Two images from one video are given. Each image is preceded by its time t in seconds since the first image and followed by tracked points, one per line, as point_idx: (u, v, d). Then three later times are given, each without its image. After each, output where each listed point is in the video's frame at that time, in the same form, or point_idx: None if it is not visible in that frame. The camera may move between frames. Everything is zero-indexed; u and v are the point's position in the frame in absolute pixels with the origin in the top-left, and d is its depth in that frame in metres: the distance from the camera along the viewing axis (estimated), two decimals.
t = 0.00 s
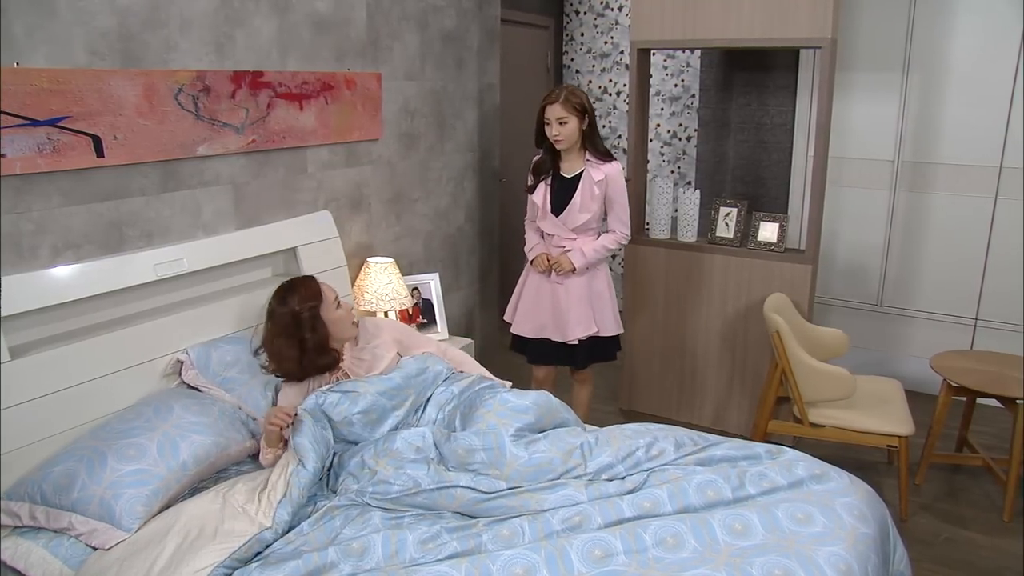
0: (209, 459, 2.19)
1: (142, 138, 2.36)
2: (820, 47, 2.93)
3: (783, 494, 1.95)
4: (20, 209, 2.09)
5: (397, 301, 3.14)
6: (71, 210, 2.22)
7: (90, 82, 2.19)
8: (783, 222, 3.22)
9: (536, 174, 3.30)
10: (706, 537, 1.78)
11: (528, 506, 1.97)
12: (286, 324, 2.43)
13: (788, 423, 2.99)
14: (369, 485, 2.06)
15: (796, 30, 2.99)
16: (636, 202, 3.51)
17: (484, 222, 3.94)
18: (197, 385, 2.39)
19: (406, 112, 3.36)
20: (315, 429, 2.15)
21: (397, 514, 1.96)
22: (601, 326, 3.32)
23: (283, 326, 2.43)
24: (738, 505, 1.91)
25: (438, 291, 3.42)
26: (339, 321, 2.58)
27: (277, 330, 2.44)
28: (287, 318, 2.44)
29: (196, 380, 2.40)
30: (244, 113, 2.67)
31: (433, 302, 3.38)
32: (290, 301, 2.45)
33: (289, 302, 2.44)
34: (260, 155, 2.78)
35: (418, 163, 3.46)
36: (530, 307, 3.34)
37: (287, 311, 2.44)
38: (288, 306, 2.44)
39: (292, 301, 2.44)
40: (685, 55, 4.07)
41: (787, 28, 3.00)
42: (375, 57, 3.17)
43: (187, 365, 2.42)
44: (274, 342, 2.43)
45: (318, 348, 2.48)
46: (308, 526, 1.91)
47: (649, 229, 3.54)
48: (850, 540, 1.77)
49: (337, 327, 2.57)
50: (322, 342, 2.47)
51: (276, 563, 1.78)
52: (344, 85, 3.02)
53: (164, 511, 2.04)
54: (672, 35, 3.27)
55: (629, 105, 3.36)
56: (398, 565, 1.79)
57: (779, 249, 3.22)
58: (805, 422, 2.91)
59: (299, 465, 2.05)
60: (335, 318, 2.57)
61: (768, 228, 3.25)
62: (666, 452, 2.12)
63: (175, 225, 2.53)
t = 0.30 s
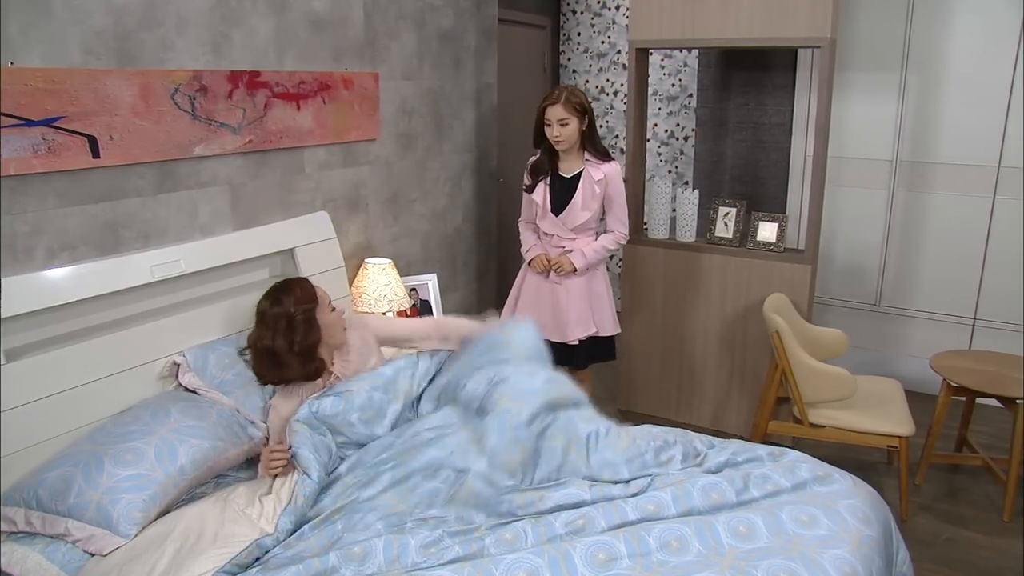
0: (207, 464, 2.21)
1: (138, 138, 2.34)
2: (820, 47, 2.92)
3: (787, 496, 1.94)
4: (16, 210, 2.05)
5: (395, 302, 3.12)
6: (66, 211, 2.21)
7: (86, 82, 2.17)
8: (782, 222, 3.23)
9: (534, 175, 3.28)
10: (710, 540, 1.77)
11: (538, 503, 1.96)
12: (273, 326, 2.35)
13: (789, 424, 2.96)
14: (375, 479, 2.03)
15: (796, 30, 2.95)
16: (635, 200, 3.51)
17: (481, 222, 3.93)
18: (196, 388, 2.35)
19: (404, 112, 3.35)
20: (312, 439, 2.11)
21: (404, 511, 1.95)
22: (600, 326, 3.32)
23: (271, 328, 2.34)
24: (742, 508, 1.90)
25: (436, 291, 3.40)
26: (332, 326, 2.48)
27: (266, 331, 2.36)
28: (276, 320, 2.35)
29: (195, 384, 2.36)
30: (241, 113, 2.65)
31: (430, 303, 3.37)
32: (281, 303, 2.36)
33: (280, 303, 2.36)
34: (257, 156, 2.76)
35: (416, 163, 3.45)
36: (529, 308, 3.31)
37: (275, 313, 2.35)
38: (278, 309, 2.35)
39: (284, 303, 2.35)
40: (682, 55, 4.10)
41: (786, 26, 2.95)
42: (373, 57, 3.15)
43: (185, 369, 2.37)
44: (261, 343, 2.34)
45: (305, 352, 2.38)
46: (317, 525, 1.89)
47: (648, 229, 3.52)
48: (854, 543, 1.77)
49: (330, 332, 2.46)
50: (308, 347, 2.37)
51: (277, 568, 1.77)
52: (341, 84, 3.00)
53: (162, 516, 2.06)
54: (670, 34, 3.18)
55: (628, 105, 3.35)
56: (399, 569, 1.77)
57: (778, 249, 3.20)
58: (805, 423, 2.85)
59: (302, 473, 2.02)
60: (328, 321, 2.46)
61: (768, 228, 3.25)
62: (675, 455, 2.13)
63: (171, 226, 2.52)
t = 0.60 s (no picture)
0: (205, 470, 2.23)
1: (132, 139, 2.31)
2: (819, 46, 2.90)
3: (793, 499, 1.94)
4: (8, 212, 1.89)
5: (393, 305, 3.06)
6: (60, 214, 2.16)
7: (79, 82, 2.13)
8: (781, 223, 3.24)
9: (526, 175, 3.24)
10: (718, 547, 1.76)
11: (553, 492, 1.98)
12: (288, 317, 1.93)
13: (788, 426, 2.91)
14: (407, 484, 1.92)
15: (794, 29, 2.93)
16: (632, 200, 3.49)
17: (477, 223, 3.91)
18: (192, 393, 2.31)
19: (400, 112, 3.31)
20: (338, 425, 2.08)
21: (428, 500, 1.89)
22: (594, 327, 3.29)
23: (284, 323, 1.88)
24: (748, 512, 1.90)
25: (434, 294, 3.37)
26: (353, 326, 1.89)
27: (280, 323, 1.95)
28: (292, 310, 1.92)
29: (191, 389, 2.32)
30: (237, 114, 2.62)
31: (428, 305, 3.33)
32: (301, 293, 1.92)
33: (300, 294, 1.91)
34: (252, 157, 2.72)
35: (412, 164, 3.42)
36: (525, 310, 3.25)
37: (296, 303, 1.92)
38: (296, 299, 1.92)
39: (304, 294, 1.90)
40: (677, 55, 4.04)
41: (785, 26, 2.93)
42: (369, 57, 3.12)
43: (180, 373, 2.31)
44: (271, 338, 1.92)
45: (316, 357, 1.79)
46: (336, 509, 1.81)
47: (646, 231, 3.51)
48: (862, 548, 1.77)
49: (352, 328, 1.88)
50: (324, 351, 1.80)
51: None
52: (338, 84, 2.97)
53: (159, 525, 2.08)
54: (667, 34, 3.16)
55: (625, 105, 3.33)
56: None
57: (777, 250, 3.21)
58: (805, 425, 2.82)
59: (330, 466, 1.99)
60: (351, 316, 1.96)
61: (768, 228, 3.25)
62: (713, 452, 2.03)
63: (167, 227, 2.49)
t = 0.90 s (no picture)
0: (196, 483, 2.12)
1: (118, 142, 2.24)
2: (815, 48, 2.93)
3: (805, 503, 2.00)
4: None
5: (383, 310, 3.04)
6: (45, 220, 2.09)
7: (63, 84, 2.06)
8: (774, 226, 3.22)
9: (513, 179, 3.16)
10: (731, 552, 1.80)
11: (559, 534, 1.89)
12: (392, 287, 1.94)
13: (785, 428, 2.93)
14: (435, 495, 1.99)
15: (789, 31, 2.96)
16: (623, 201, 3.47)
17: (467, 226, 3.88)
18: (183, 403, 2.28)
19: (390, 115, 3.27)
20: (376, 424, 2.19)
21: (427, 518, 1.94)
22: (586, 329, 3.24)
23: (412, 292, 1.92)
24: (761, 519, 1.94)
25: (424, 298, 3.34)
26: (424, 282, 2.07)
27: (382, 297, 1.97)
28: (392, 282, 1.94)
29: (183, 398, 2.29)
30: (226, 116, 2.56)
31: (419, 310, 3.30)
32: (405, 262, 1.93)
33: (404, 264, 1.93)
34: (241, 161, 2.67)
35: (402, 167, 3.38)
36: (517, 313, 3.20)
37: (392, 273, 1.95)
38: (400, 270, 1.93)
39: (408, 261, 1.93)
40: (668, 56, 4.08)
41: (779, 31, 2.93)
42: (359, 58, 3.07)
43: (168, 383, 2.31)
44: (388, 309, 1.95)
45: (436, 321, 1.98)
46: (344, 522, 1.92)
47: (639, 233, 3.47)
48: (874, 557, 1.82)
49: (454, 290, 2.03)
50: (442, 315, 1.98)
51: None
52: (327, 86, 2.92)
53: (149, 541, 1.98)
54: (662, 34, 3.15)
55: (618, 106, 3.31)
56: None
57: (772, 253, 3.22)
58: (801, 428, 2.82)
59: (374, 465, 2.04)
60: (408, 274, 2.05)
61: (761, 232, 3.24)
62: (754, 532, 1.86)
63: (154, 233, 2.41)
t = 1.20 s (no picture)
0: (177, 501, 2.04)
1: (91, 147, 2.16)
2: (796, 50, 2.87)
3: (803, 508, 1.97)
4: None
5: (365, 318, 2.98)
6: (13, 228, 1.99)
7: (32, 86, 1.97)
8: (758, 228, 3.20)
9: (494, 184, 3.09)
10: (732, 562, 1.77)
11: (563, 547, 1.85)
12: (501, 271, 2.06)
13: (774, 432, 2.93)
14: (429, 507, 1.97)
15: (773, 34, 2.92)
16: (605, 207, 3.42)
17: (446, 231, 3.83)
18: (161, 417, 2.19)
19: (369, 118, 3.21)
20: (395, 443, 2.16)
21: (422, 531, 1.91)
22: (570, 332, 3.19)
23: (524, 270, 2.08)
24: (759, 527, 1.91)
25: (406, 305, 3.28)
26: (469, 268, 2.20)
27: (493, 285, 2.05)
28: (501, 265, 2.06)
29: (161, 412, 2.20)
30: (202, 120, 2.48)
31: (401, 317, 3.25)
32: (502, 245, 2.08)
33: (506, 246, 2.07)
34: (218, 165, 2.59)
35: (382, 172, 3.32)
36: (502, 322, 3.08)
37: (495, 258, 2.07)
38: (506, 251, 2.07)
39: (507, 243, 2.08)
40: (644, 60, 4.08)
41: (761, 32, 2.91)
42: (337, 60, 3.01)
43: (146, 397, 2.22)
44: (508, 294, 2.04)
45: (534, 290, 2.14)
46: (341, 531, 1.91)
47: (623, 237, 3.46)
48: (876, 564, 1.79)
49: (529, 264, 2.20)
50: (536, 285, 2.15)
51: None
52: (306, 89, 2.85)
53: (128, 563, 1.88)
54: (646, 36, 3.13)
55: (601, 107, 3.28)
56: None
57: (757, 256, 3.21)
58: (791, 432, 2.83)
59: (366, 473, 2.10)
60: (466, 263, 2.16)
61: (746, 235, 3.22)
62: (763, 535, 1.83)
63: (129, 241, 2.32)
